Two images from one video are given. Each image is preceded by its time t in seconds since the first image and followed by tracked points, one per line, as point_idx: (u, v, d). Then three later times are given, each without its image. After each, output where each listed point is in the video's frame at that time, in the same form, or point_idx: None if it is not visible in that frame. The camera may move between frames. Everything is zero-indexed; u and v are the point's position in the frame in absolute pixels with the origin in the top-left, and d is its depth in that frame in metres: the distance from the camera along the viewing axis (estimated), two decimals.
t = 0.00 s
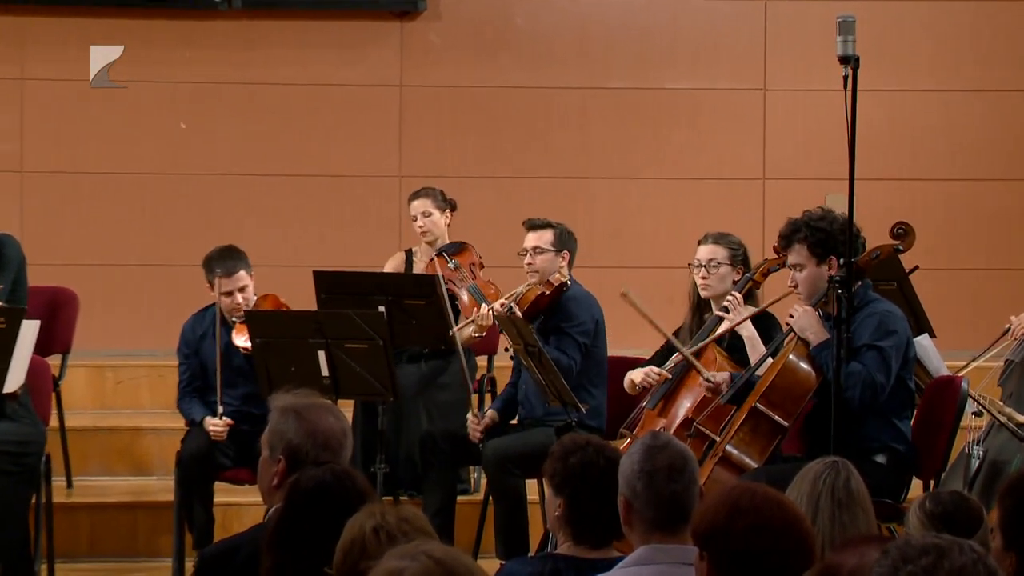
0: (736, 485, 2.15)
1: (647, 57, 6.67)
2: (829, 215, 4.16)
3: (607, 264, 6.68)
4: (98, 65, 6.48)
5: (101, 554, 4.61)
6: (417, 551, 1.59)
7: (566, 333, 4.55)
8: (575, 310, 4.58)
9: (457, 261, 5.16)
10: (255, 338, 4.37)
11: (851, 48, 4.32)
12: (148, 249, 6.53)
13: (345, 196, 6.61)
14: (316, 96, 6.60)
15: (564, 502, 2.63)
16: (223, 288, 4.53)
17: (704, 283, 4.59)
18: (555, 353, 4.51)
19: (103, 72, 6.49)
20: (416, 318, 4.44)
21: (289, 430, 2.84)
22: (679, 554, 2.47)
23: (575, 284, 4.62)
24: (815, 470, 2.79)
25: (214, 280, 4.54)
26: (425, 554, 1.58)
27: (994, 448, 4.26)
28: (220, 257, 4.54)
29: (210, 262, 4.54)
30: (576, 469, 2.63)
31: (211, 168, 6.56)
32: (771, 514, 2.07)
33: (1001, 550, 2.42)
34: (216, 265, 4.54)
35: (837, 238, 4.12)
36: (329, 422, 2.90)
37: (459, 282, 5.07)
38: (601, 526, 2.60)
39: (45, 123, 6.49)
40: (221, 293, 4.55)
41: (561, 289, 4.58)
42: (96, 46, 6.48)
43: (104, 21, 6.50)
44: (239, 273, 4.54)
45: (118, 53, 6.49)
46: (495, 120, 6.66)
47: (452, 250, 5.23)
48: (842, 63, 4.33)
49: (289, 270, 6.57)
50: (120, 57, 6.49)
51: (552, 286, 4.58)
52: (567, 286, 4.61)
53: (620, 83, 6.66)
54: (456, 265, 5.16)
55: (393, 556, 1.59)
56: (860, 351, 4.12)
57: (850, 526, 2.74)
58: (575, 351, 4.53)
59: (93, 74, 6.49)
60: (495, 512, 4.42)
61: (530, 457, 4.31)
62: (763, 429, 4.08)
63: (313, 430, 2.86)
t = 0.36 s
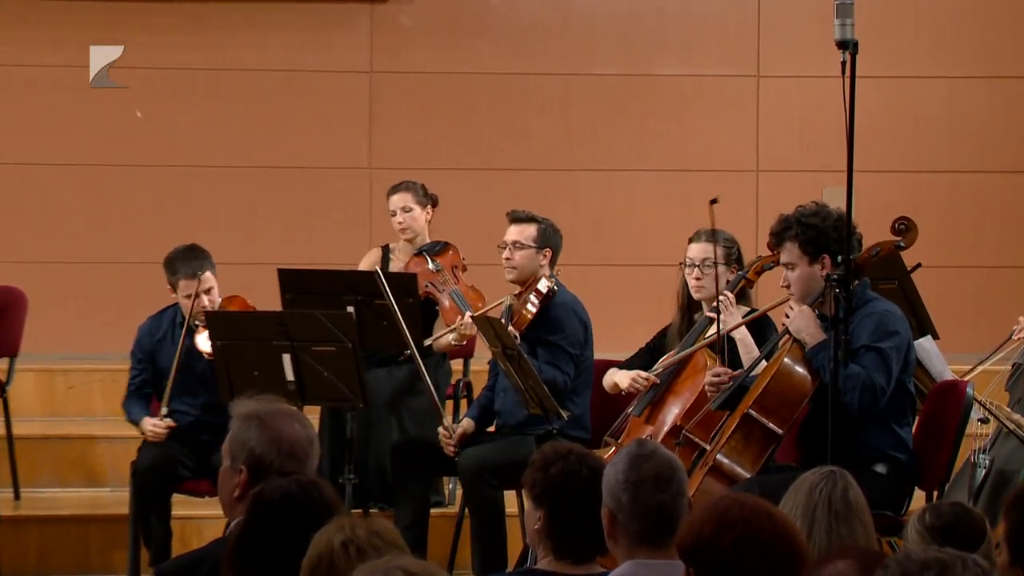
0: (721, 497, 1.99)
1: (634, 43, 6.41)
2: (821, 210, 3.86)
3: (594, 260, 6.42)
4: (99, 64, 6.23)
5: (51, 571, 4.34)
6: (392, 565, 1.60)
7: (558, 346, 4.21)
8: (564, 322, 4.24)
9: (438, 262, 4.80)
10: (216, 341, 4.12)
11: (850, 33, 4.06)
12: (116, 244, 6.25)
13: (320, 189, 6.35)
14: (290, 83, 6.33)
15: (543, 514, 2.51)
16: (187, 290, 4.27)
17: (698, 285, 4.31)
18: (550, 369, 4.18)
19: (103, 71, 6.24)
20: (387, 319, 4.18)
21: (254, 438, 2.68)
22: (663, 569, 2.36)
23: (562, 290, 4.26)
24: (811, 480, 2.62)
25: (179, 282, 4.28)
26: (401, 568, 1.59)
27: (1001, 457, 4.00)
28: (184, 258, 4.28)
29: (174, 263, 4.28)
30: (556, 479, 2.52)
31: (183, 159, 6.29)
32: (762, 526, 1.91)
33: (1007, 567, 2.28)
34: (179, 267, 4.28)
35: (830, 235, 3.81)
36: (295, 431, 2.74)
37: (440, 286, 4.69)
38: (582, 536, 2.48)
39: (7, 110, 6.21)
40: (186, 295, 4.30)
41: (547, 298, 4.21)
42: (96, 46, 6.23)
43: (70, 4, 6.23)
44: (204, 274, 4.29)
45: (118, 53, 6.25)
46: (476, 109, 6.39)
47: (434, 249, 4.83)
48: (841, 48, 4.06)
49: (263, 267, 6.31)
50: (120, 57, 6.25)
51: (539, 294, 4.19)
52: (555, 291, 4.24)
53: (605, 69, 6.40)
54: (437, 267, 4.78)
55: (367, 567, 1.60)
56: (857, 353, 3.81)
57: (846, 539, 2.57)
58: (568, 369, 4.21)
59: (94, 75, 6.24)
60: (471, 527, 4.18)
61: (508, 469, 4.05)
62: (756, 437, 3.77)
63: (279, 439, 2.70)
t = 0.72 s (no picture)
0: (709, 507, 1.89)
1: (615, 27, 6.17)
2: (795, 215, 3.58)
3: (576, 256, 6.18)
4: (99, 65, 6.01)
5: None
6: None
7: (541, 353, 3.89)
8: (547, 326, 3.91)
9: (413, 261, 4.45)
10: (169, 341, 3.86)
11: (844, 16, 3.83)
12: (77, 238, 5.99)
13: (290, 181, 6.10)
14: (259, 70, 6.08)
15: (518, 527, 2.32)
16: (159, 283, 4.14)
17: (682, 286, 4.06)
18: (536, 380, 3.85)
19: (103, 71, 6.01)
20: (353, 320, 3.92)
21: (208, 445, 2.45)
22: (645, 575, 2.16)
23: (545, 293, 3.94)
24: (801, 490, 2.39)
25: (151, 275, 4.15)
26: None
27: (1003, 465, 3.76)
28: (158, 250, 4.15)
29: (146, 255, 4.15)
30: (531, 489, 2.32)
31: (149, 148, 6.04)
32: (750, 538, 1.80)
33: None
34: (152, 259, 4.15)
35: (808, 241, 3.54)
36: (256, 437, 2.51)
37: (415, 287, 4.36)
38: (558, 545, 2.31)
39: None
40: (157, 289, 4.16)
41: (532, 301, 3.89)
42: (95, 46, 6.01)
43: None
44: (179, 269, 4.16)
45: (119, 54, 6.03)
46: (452, 97, 6.15)
47: (410, 247, 4.51)
48: (834, 32, 3.82)
49: (231, 262, 6.06)
50: (121, 58, 6.03)
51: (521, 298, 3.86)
52: (537, 294, 3.91)
53: (585, 55, 6.16)
54: (413, 266, 4.44)
55: None
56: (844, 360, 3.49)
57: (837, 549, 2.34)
58: (552, 380, 3.89)
59: (93, 77, 6.01)
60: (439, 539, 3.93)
61: (480, 477, 3.81)
62: (745, 444, 3.53)
63: (236, 445, 2.47)
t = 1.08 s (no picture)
0: (697, 520, 1.67)
1: (602, 11, 5.95)
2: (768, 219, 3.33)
3: (561, 250, 5.96)
4: (99, 65, 5.80)
5: None
6: None
7: (519, 355, 3.67)
8: (527, 326, 3.68)
9: (393, 258, 4.11)
10: (123, 343, 3.62)
11: None
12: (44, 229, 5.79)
13: (264, 171, 5.88)
14: (233, 55, 5.86)
15: (495, 540, 2.14)
16: (128, 282, 3.93)
17: (666, 288, 3.84)
18: (512, 383, 3.62)
19: (103, 71, 5.81)
20: (319, 321, 3.69)
21: (157, 454, 2.31)
22: None
23: (524, 294, 3.70)
24: (794, 501, 2.17)
25: (120, 273, 3.93)
26: None
27: (1008, 472, 3.55)
28: (129, 246, 3.93)
29: (116, 251, 3.93)
30: (509, 500, 2.15)
31: (119, 137, 5.83)
32: (742, 555, 1.59)
33: None
34: (121, 256, 3.93)
35: (785, 245, 3.29)
36: (211, 445, 2.34)
37: (399, 288, 4.06)
38: (540, 556, 2.13)
39: None
40: (126, 288, 3.94)
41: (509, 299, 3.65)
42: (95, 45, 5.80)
43: None
44: (151, 267, 3.96)
45: (119, 54, 5.82)
46: (430, 82, 5.92)
47: (387, 242, 4.15)
48: (829, 15, 3.60)
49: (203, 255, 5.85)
50: (121, 58, 5.82)
51: (498, 297, 3.63)
52: (515, 293, 3.68)
53: (569, 40, 5.93)
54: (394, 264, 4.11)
55: None
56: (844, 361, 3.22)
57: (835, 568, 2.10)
58: (529, 381, 3.67)
59: (93, 78, 5.81)
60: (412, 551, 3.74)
61: (452, 488, 3.58)
62: (734, 454, 3.30)
63: (186, 452, 2.31)
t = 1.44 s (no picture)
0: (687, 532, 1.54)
1: None
2: (769, 209, 3.15)
3: (547, 244, 5.76)
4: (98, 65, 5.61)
5: None
6: None
7: (496, 355, 3.46)
8: (503, 323, 3.47)
9: (366, 255, 3.93)
10: (80, 346, 3.41)
11: None
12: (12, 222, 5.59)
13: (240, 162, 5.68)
14: (209, 42, 5.65)
15: (473, 555, 2.04)
16: (90, 282, 3.71)
17: (654, 288, 3.62)
18: (489, 384, 3.41)
19: (103, 71, 5.61)
20: (287, 321, 3.47)
21: (106, 465, 2.10)
22: None
23: (500, 290, 3.49)
24: (790, 513, 1.96)
25: (83, 273, 3.71)
26: None
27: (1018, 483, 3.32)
28: (95, 243, 3.71)
29: (79, 249, 3.71)
30: (488, 512, 2.04)
31: (90, 126, 5.63)
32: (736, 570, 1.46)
33: None
34: (85, 254, 3.71)
35: (786, 238, 3.10)
36: (161, 456, 2.10)
37: (370, 284, 3.87)
38: (520, 567, 2.03)
39: None
40: (88, 289, 3.72)
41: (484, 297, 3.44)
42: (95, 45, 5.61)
43: None
44: (116, 268, 3.74)
45: (119, 54, 5.61)
46: (412, 69, 5.71)
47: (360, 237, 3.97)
48: None
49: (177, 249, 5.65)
50: (122, 57, 5.62)
51: (473, 294, 3.41)
52: (491, 290, 3.46)
53: (558, 26, 5.73)
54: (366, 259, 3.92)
55: None
56: (863, 336, 3.05)
57: None
58: (509, 381, 3.46)
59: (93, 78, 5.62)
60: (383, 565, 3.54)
61: (428, 498, 3.36)
62: (727, 463, 3.08)
63: (133, 464, 2.08)
